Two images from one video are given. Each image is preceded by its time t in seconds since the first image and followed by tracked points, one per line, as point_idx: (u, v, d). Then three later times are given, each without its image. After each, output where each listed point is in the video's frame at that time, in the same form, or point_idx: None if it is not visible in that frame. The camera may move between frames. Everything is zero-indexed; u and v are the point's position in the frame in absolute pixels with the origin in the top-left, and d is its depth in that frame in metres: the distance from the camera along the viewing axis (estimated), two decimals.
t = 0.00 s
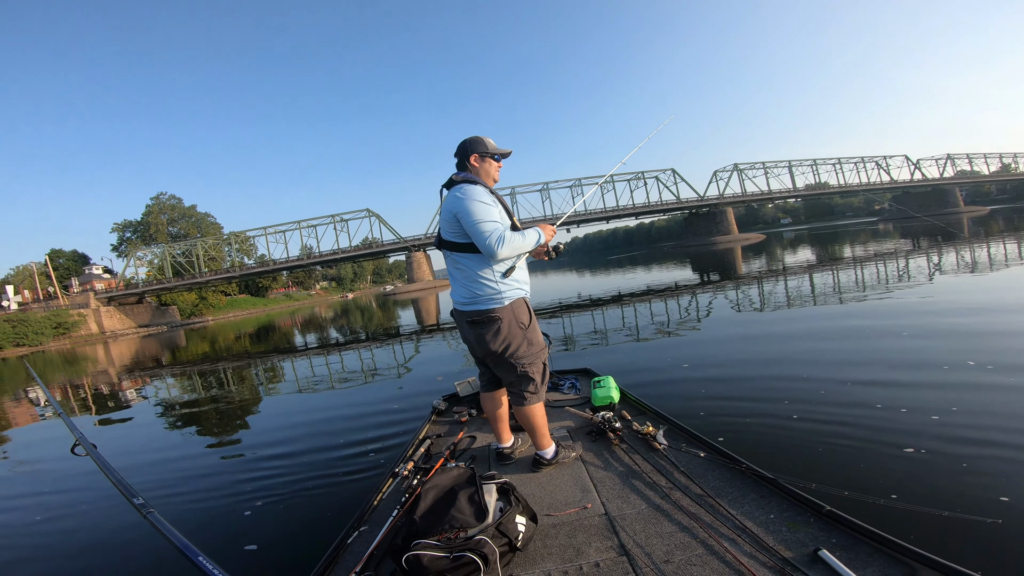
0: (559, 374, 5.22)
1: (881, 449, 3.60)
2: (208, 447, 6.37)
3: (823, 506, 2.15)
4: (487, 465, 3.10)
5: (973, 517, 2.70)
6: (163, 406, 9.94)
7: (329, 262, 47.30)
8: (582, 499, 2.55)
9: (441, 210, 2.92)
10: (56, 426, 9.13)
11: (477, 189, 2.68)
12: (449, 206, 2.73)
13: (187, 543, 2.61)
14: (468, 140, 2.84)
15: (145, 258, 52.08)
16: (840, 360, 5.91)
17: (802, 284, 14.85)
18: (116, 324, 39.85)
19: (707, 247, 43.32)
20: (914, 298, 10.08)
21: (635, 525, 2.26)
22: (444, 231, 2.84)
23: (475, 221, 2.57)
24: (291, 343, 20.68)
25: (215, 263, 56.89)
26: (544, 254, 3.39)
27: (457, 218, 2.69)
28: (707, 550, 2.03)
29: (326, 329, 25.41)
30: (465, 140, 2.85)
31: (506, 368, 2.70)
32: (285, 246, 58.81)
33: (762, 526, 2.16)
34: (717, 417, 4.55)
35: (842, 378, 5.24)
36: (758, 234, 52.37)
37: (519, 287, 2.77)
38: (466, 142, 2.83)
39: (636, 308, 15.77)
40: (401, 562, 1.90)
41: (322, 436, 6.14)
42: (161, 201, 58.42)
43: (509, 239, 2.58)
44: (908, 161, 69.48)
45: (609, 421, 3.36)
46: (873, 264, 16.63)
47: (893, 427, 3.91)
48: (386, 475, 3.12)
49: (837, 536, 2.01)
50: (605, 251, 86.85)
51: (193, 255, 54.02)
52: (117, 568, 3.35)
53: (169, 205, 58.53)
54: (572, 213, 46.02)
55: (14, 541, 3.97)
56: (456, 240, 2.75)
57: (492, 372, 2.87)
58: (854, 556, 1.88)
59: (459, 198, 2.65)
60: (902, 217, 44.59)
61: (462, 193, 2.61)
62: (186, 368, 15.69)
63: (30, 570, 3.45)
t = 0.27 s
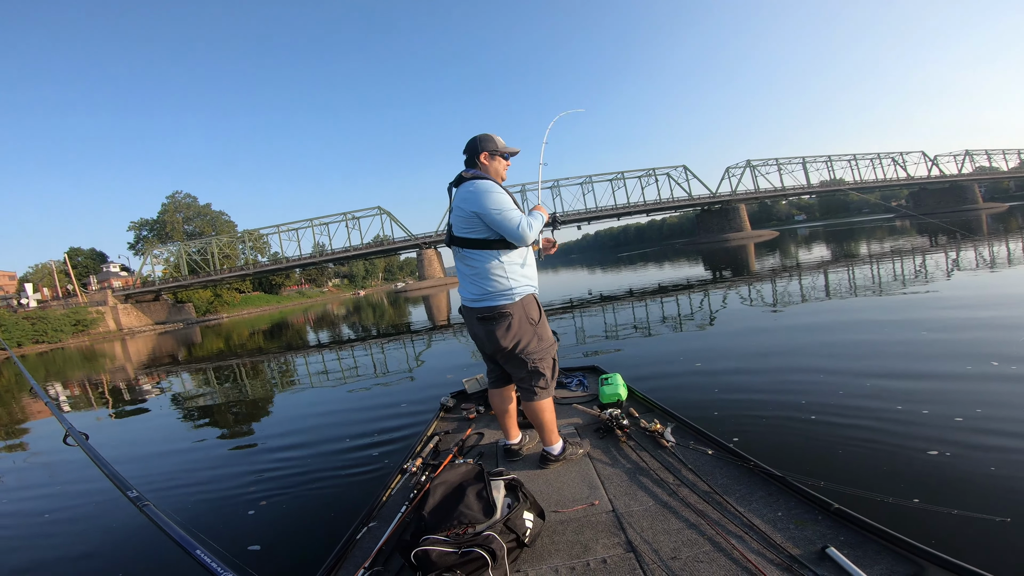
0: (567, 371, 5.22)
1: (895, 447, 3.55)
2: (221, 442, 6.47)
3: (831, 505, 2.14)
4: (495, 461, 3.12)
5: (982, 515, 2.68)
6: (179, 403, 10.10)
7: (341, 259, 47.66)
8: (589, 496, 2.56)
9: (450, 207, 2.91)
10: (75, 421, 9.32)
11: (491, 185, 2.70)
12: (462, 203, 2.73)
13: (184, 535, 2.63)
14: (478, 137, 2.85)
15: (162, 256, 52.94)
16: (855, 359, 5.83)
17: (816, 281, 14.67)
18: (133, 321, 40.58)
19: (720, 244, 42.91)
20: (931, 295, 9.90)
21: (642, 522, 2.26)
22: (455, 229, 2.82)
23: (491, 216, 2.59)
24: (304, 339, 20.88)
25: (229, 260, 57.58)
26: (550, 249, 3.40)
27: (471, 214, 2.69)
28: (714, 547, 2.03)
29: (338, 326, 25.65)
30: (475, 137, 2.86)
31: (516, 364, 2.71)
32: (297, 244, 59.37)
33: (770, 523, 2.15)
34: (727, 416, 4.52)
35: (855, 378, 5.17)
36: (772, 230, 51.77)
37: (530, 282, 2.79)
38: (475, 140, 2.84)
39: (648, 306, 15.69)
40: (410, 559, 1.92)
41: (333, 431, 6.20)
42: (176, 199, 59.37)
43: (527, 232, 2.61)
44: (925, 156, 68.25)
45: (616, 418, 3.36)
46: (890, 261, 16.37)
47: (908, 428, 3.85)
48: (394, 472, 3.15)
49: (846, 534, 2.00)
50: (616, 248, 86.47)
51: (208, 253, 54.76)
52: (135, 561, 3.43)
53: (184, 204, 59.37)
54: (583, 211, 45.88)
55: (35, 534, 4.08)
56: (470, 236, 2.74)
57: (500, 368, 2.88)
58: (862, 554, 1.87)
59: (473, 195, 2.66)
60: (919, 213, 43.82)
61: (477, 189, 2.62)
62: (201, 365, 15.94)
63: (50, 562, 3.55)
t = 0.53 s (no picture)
0: (573, 372, 5.22)
1: (905, 452, 3.52)
2: (233, 440, 6.55)
3: (837, 507, 2.13)
4: (501, 460, 3.12)
5: (990, 518, 2.65)
6: (193, 400, 10.26)
7: (352, 259, 47.97)
8: (594, 496, 2.55)
9: (459, 207, 2.89)
10: (92, 418, 9.51)
11: (506, 184, 2.73)
12: (476, 202, 2.72)
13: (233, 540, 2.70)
14: (484, 138, 2.87)
15: (176, 255, 53.68)
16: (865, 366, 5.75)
17: (830, 282, 14.48)
18: (149, 319, 41.20)
19: (731, 244, 42.56)
20: (948, 297, 9.72)
21: (647, 523, 2.26)
22: (469, 228, 2.78)
23: (511, 215, 2.63)
24: (315, 338, 21.07)
25: (242, 259, 58.18)
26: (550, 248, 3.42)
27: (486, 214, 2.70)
28: (719, 548, 2.02)
29: (349, 325, 25.84)
30: (481, 138, 2.88)
31: (527, 362, 2.72)
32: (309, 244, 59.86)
33: (775, 525, 2.14)
34: (735, 420, 4.49)
35: (864, 385, 5.11)
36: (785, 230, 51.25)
37: (541, 282, 2.83)
38: (480, 142, 2.86)
39: (658, 306, 15.60)
40: (416, 557, 1.94)
41: (342, 430, 6.25)
42: (190, 199, 60.19)
43: (546, 227, 2.70)
44: (943, 155, 67.04)
45: (622, 419, 3.35)
46: (905, 261, 16.13)
47: (920, 434, 3.80)
48: (400, 470, 3.18)
49: (851, 536, 1.99)
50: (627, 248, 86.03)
51: (221, 252, 55.43)
52: (146, 558, 3.49)
53: (199, 204, 60.19)
54: (593, 210, 45.75)
55: (51, 530, 4.16)
56: (487, 235, 2.71)
57: (509, 367, 2.88)
58: (866, 556, 1.86)
59: (488, 195, 2.67)
60: (936, 213, 43.06)
61: (495, 187, 2.63)
62: (214, 363, 16.15)
63: (65, 558, 3.62)
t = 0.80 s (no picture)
0: (574, 374, 5.21)
1: (908, 458, 3.51)
2: (238, 439, 6.59)
3: (836, 511, 2.13)
4: (501, 462, 3.11)
5: (991, 525, 2.65)
6: (199, 400, 10.35)
7: (359, 260, 48.19)
8: (593, 499, 2.54)
9: (463, 209, 2.86)
10: (100, 416, 9.62)
11: (510, 187, 2.73)
12: (483, 203, 2.71)
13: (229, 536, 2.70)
14: (486, 141, 2.88)
15: (186, 255, 54.19)
16: (870, 371, 5.69)
17: (838, 286, 14.38)
18: (158, 319, 41.61)
19: (738, 247, 42.34)
20: (958, 301, 9.62)
21: (646, 526, 2.25)
22: (473, 229, 2.77)
23: (521, 216, 2.61)
24: (321, 339, 21.18)
25: (250, 260, 58.62)
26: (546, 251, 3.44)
27: (493, 214, 2.69)
28: (717, 551, 2.02)
29: (355, 326, 25.95)
30: (484, 140, 2.89)
31: (531, 364, 2.71)
32: (316, 245, 60.22)
33: (774, 529, 2.14)
34: (737, 425, 4.46)
35: (868, 391, 5.07)
36: (793, 234, 50.93)
37: (543, 285, 2.83)
38: (484, 145, 2.87)
39: (664, 309, 15.57)
40: (413, 558, 1.93)
41: (345, 431, 6.27)
42: (200, 200, 60.78)
43: (547, 234, 2.70)
44: (953, 159, 66.45)
45: (622, 422, 3.34)
46: (914, 265, 15.97)
47: (924, 439, 3.77)
48: (400, 471, 3.18)
49: (849, 540, 1.99)
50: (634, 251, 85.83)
51: (230, 252, 55.89)
52: (148, 554, 3.51)
53: (208, 204, 60.77)
54: (600, 213, 45.67)
55: (55, 525, 4.20)
56: (491, 238, 2.71)
57: (511, 369, 2.87)
58: (865, 561, 1.86)
59: (498, 195, 2.66)
60: (947, 217, 42.67)
61: (502, 188, 2.63)
62: (221, 363, 16.28)
63: (68, 554, 3.64)
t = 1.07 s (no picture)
0: (570, 378, 5.18)
1: (903, 463, 3.50)
2: (233, 442, 6.55)
3: (828, 516, 2.13)
4: (495, 466, 3.09)
5: (986, 530, 2.66)
6: (197, 401, 10.31)
7: (358, 262, 48.16)
8: (587, 503, 2.53)
9: (456, 212, 2.87)
10: (97, 417, 9.59)
11: (498, 192, 2.69)
12: (471, 207, 2.71)
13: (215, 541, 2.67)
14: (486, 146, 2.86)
15: (185, 257, 54.16)
16: (869, 377, 5.67)
17: (837, 290, 14.36)
18: (157, 320, 41.54)
19: (738, 251, 42.32)
20: (957, 306, 9.59)
21: (639, 530, 2.24)
22: (461, 233, 2.78)
23: (504, 222, 2.58)
24: (320, 341, 21.15)
25: (250, 262, 58.60)
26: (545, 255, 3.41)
27: (479, 219, 2.67)
28: (711, 556, 2.01)
29: (354, 328, 25.92)
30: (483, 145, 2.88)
31: (521, 371, 2.68)
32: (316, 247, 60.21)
33: (767, 534, 2.14)
34: (734, 430, 4.44)
35: (866, 396, 5.05)
36: (793, 238, 50.94)
37: (534, 290, 2.79)
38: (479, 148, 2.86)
39: (663, 313, 15.54)
40: (406, 563, 1.91)
41: (341, 435, 6.24)
42: (200, 202, 60.79)
43: (533, 243, 2.62)
44: (952, 163, 66.59)
45: (616, 426, 3.33)
46: (913, 269, 15.96)
47: (921, 446, 3.76)
48: (394, 476, 3.15)
49: (842, 546, 1.99)
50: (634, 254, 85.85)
51: (229, 254, 55.86)
52: (140, 557, 3.48)
53: (208, 206, 60.78)
54: (599, 217, 45.67)
55: (48, 527, 4.16)
56: (477, 242, 2.71)
57: (503, 375, 2.85)
58: (858, 566, 1.86)
59: (485, 199, 2.64)
60: (946, 221, 42.71)
61: (487, 194, 2.61)
62: (219, 365, 16.25)
63: (58, 556, 3.60)
